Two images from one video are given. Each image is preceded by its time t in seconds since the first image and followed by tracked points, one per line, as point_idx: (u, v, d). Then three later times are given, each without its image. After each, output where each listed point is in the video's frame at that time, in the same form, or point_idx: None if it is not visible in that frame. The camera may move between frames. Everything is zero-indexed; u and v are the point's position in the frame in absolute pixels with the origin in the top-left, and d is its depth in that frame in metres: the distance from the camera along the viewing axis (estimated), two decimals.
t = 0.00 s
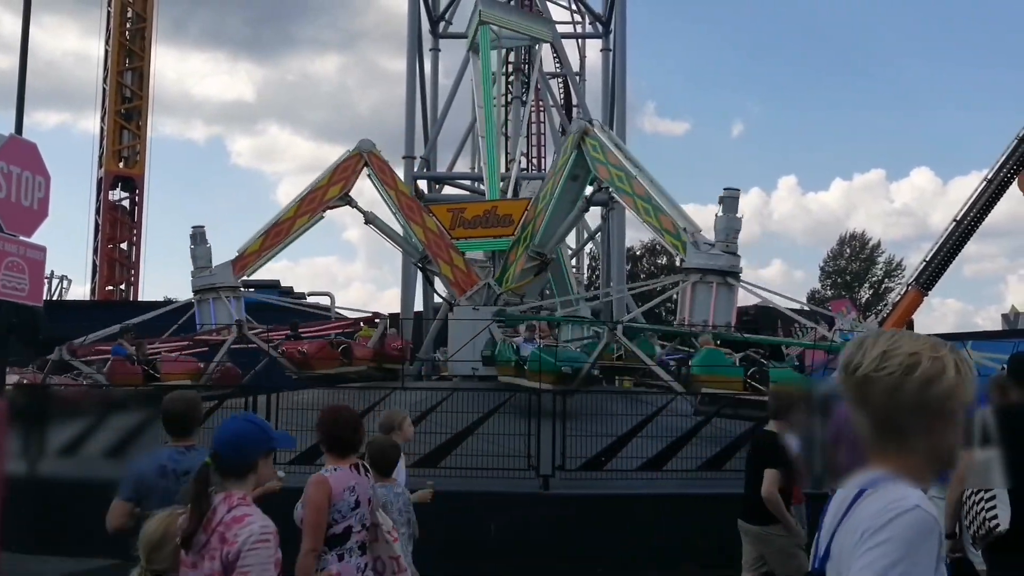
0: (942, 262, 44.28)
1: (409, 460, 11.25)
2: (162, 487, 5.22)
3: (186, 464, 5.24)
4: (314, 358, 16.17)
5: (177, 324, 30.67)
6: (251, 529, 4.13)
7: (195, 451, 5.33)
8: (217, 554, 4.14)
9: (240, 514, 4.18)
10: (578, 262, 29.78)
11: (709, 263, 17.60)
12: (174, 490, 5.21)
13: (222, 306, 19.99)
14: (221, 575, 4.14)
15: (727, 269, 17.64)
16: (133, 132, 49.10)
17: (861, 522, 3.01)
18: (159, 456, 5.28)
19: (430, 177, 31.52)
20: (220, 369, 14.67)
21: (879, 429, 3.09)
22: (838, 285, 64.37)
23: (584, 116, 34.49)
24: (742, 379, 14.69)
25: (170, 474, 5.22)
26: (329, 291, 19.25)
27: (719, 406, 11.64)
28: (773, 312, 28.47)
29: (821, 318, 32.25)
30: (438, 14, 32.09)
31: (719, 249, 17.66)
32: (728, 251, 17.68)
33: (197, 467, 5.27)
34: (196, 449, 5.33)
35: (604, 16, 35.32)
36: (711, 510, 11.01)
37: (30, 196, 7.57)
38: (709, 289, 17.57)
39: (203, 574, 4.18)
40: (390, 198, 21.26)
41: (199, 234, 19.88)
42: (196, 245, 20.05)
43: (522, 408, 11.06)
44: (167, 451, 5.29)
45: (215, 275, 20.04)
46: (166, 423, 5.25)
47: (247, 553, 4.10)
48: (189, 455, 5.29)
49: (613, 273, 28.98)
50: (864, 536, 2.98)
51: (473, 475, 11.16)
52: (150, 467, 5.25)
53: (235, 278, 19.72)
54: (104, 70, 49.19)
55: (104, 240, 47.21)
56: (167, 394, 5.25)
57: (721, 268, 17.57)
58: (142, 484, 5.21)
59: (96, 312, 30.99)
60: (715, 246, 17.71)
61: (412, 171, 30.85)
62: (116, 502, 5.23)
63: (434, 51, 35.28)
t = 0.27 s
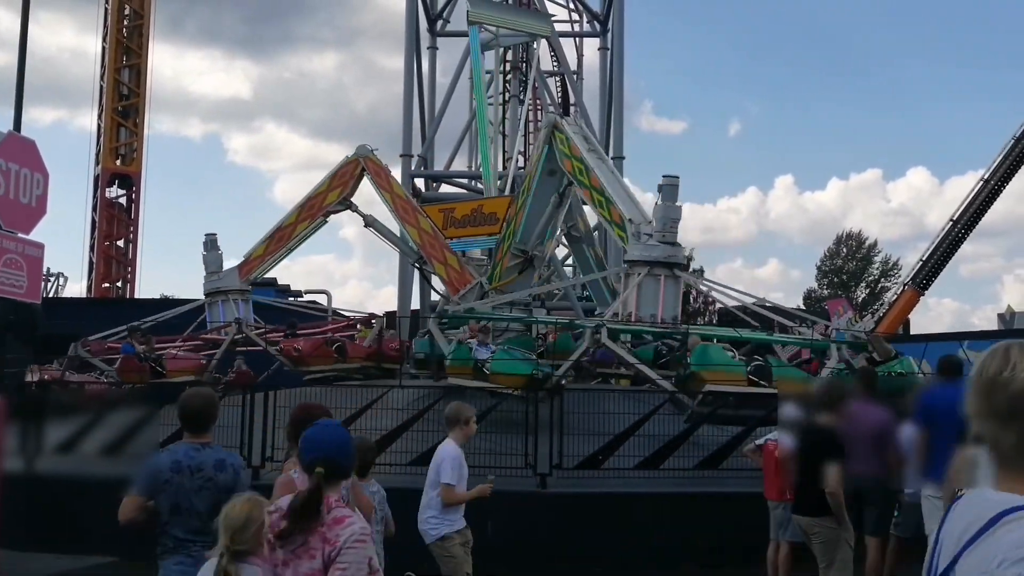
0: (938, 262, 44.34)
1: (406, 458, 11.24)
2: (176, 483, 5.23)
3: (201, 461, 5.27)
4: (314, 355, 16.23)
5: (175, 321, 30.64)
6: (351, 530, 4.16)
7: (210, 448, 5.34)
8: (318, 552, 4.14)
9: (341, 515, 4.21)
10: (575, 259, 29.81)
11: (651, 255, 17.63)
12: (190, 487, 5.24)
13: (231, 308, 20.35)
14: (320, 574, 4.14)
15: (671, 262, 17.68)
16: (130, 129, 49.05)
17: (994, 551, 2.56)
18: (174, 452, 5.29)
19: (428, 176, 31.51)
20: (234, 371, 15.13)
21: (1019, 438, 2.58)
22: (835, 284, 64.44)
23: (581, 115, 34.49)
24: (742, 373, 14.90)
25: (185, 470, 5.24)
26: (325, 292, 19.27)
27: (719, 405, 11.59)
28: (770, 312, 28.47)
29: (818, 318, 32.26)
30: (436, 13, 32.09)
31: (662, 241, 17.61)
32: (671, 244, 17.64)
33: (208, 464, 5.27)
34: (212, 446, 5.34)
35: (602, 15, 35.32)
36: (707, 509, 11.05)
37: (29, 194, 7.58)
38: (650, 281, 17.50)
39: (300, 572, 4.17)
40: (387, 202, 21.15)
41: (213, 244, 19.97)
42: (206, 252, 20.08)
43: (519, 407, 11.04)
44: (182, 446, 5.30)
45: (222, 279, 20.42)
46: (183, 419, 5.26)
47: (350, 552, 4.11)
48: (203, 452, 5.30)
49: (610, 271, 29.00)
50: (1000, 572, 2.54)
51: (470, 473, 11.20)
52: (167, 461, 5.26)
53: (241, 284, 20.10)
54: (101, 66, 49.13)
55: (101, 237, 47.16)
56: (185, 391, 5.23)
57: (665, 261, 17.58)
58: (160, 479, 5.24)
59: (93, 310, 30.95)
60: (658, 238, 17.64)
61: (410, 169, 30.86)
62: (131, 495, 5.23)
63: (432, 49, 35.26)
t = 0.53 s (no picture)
0: (934, 261, 44.39)
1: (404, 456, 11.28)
2: (191, 474, 5.25)
3: (220, 454, 5.30)
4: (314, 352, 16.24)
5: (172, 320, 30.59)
6: (439, 512, 4.15)
7: (228, 443, 5.38)
8: (413, 538, 4.10)
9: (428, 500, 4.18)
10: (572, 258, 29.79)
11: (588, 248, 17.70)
12: (205, 478, 5.25)
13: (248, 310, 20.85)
14: (413, 558, 4.11)
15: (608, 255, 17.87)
16: (127, 127, 48.99)
17: None
18: (194, 443, 5.31)
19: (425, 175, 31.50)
20: (254, 372, 15.63)
21: None
22: (831, 284, 64.49)
23: (578, 114, 34.50)
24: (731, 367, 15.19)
25: (202, 462, 5.26)
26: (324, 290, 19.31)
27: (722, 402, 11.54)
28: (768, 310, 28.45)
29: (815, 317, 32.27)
30: (433, 11, 32.09)
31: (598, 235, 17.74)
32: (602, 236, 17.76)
33: (228, 458, 5.31)
34: (230, 442, 5.37)
35: (599, 14, 35.33)
36: (705, 508, 11.07)
37: (26, 191, 7.57)
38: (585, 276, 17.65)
39: (393, 557, 4.10)
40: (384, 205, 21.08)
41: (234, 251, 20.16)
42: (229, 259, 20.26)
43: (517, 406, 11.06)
44: (203, 439, 5.33)
45: (239, 283, 21.03)
46: (204, 414, 5.27)
47: (445, 535, 4.13)
48: (222, 446, 5.34)
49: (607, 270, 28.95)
50: None
51: (467, 471, 11.22)
52: (185, 453, 5.27)
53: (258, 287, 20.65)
54: (97, 64, 49.05)
55: (97, 236, 47.09)
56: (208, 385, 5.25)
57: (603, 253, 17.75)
58: (174, 469, 5.25)
59: (89, 309, 30.90)
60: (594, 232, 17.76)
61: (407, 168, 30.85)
62: (151, 482, 5.25)
63: (429, 48, 35.27)
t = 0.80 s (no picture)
0: (931, 262, 44.47)
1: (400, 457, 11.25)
2: (194, 471, 5.27)
3: (211, 452, 5.32)
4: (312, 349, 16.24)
5: (169, 319, 30.59)
6: (484, 513, 4.22)
7: (222, 441, 5.41)
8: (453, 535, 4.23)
9: (472, 500, 4.24)
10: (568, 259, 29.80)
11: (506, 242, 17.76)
12: (203, 475, 5.28)
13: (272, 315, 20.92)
14: (457, 556, 4.22)
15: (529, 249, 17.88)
16: (123, 127, 48.98)
17: None
18: (191, 441, 5.35)
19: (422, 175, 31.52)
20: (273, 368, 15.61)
21: None
22: (827, 284, 64.56)
23: (575, 115, 34.52)
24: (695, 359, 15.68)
25: (202, 458, 5.29)
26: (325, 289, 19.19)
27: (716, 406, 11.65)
28: (765, 311, 28.50)
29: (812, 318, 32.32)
30: (430, 12, 32.10)
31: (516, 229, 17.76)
32: (517, 230, 17.77)
33: (223, 454, 5.33)
34: (227, 438, 5.39)
35: (596, 15, 35.35)
36: (703, 507, 11.08)
37: (24, 191, 7.58)
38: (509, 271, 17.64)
39: (437, 555, 4.23)
40: (388, 211, 20.99)
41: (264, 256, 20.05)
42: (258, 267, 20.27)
43: (515, 406, 11.07)
44: (201, 436, 5.36)
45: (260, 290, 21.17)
46: (200, 413, 5.32)
47: (487, 537, 4.21)
48: (216, 444, 5.36)
49: (603, 271, 28.96)
50: None
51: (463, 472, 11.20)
52: (184, 450, 5.31)
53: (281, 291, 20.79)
54: (94, 64, 49.01)
55: (94, 235, 47.05)
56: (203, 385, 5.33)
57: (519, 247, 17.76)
58: (171, 466, 5.28)
59: (87, 308, 30.90)
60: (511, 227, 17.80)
61: (404, 168, 30.85)
62: (149, 479, 5.28)
63: (427, 48, 35.27)
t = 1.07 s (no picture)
0: (928, 264, 44.52)
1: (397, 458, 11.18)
2: (158, 475, 5.22)
3: (184, 454, 5.28)
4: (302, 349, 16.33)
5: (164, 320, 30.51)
6: (521, 505, 4.21)
7: (191, 442, 5.36)
8: (493, 528, 4.21)
9: (507, 495, 4.25)
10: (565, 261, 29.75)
11: (420, 239, 16.88)
12: (169, 477, 5.23)
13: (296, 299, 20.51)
14: (500, 550, 4.21)
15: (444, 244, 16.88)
16: (121, 127, 48.93)
17: None
18: (159, 444, 5.31)
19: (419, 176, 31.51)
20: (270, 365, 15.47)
21: None
22: (824, 286, 64.62)
23: (573, 116, 34.52)
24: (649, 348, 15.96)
25: (167, 462, 5.25)
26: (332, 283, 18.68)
27: (713, 410, 11.76)
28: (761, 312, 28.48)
29: (808, 320, 32.31)
30: (428, 13, 32.10)
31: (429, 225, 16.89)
32: (429, 226, 16.90)
33: (192, 456, 5.30)
34: (192, 441, 5.35)
35: (594, 17, 35.38)
36: (698, 508, 11.07)
37: (21, 191, 7.55)
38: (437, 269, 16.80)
39: (481, 551, 4.23)
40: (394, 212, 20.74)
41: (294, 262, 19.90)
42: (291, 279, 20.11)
43: (512, 408, 11.03)
44: (166, 439, 5.32)
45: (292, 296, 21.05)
46: (166, 414, 5.28)
47: (525, 528, 4.19)
48: (186, 445, 5.32)
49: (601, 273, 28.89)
50: None
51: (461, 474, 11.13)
52: (150, 454, 5.27)
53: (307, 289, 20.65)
54: (92, 64, 48.96)
55: (91, 236, 46.97)
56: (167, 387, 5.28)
57: (433, 243, 16.82)
58: (140, 471, 5.23)
59: (82, 308, 30.83)
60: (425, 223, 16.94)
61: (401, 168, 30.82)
62: (116, 485, 5.25)
63: (424, 50, 35.27)
